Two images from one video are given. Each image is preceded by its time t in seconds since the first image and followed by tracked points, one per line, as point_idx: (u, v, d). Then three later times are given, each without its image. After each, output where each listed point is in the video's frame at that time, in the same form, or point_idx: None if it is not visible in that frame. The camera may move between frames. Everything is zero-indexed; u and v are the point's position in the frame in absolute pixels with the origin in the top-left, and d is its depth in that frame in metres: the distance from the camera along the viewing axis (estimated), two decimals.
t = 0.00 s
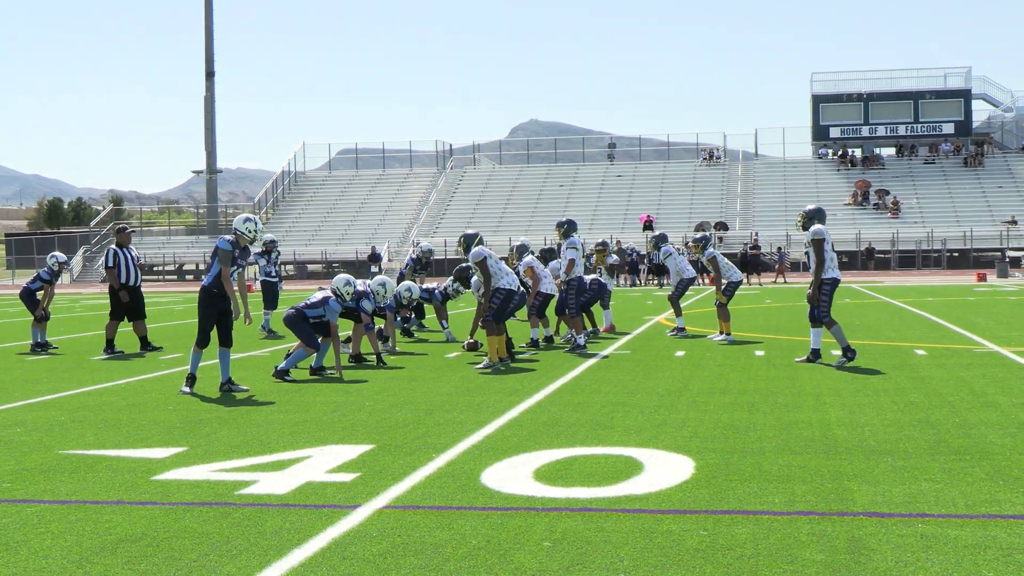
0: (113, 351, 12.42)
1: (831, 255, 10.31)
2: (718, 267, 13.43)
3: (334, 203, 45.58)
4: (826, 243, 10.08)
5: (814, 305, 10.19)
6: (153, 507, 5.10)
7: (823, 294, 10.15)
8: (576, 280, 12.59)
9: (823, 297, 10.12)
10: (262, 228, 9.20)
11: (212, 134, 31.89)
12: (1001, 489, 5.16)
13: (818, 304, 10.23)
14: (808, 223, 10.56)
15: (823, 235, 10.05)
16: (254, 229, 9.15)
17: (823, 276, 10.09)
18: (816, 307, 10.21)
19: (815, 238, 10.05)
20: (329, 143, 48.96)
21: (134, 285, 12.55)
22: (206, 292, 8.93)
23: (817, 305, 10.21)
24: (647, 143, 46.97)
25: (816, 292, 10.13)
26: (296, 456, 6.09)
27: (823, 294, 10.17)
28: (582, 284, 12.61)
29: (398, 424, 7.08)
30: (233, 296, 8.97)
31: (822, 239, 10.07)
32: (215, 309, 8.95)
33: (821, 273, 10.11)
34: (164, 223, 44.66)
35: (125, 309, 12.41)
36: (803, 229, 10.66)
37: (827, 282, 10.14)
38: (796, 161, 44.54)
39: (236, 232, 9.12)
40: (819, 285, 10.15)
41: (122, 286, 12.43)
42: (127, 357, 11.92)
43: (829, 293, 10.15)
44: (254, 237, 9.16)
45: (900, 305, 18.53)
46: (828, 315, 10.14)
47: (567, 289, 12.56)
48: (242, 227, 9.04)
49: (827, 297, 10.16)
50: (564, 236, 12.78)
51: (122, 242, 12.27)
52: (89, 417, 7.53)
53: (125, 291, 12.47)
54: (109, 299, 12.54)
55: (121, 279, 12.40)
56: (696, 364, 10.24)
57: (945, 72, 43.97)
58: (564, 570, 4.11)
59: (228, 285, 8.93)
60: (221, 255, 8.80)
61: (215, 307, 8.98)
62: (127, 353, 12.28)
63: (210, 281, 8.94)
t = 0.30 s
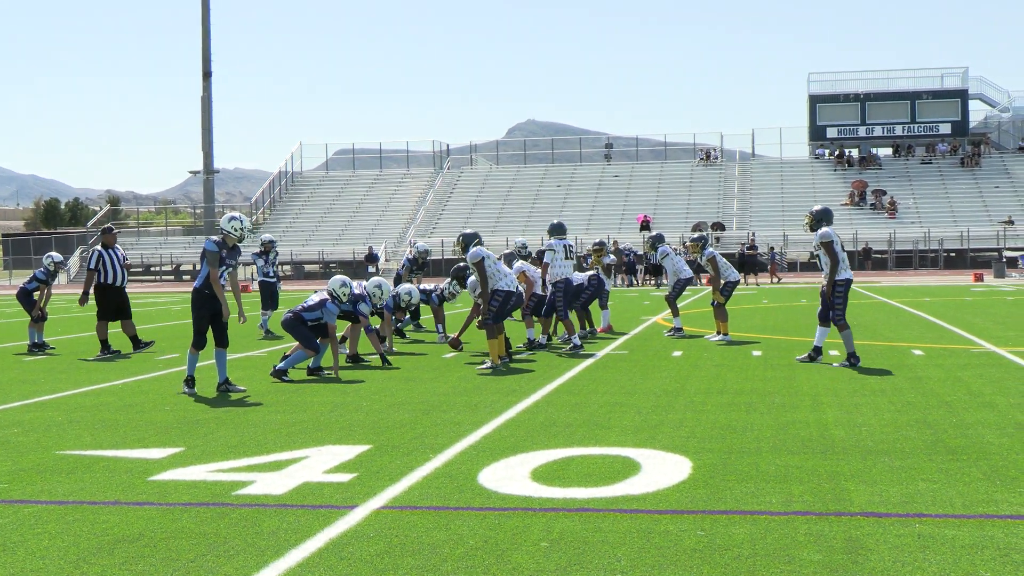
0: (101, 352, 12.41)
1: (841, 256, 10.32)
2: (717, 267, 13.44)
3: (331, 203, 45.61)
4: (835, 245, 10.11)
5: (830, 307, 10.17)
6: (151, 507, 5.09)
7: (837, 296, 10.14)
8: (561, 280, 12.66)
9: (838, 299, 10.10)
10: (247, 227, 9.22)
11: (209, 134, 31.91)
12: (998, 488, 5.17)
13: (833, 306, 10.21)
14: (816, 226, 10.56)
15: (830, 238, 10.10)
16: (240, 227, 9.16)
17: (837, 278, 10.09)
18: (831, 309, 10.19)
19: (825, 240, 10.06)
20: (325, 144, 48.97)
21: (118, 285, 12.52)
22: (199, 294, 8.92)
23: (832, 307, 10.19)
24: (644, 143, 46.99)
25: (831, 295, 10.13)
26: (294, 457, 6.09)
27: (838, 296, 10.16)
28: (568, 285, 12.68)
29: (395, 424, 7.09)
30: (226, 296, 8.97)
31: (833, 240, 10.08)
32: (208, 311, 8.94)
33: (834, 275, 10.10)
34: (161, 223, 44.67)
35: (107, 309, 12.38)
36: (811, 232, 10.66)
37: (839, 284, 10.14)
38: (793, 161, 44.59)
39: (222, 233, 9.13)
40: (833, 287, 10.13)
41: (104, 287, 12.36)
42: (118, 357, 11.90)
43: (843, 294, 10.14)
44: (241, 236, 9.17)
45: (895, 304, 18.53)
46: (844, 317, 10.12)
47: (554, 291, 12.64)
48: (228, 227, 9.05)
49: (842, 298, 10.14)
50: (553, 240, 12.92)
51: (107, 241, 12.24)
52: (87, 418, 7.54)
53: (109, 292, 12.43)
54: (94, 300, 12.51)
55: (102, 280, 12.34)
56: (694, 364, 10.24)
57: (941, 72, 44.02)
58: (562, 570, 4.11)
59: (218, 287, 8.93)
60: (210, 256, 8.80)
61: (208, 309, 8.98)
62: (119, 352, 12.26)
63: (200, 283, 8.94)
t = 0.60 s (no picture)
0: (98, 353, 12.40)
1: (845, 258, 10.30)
2: (721, 269, 13.47)
3: (331, 203, 45.63)
4: (842, 246, 10.10)
5: (832, 307, 10.19)
6: (150, 508, 5.09)
7: (840, 296, 10.16)
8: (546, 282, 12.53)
9: (840, 300, 10.12)
10: (228, 222, 9.18)
11: (209, 135, 31.94)
12: (999, 488, 5.16)
13: (835, 306, 10.23)
14: (822, 225, 10.55)
15: (837, 238, 10.07)
16: (221, 223, 9.11)
17: (841, 278, 10.11)
18: (833, 309, 10.21)
19: (832, 240, 10.04)
20: (325, 144, 48.98)
21: (114, 285, 12.53)
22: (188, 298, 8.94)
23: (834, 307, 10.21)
24: (644, 143, 47.01)
25: (833, 295, 10.15)
26: (294, 457, 6.10)
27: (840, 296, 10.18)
28: (553, 286, 12.54)
29: (395, 424, 7.09)
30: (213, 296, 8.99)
31: (839, 241, 10.06)
32: (199, 313, 8.95)
33: (840, 275, 10.11)
34: (160, 224, 44.69)
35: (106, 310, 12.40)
36: (816, 231, 10.65)
37: (843, 285, 10.16)
38: (792, 162, 44.61)
39: (203, 232, 9.12)
40: (837, 287, 10.14)
41: (102, 287, 12.36)
42: (117, 357, 11.95)
43: (845, 295, 10.15)
44: (223, 232, 9.12)
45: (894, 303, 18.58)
46: (844, 317, 10.14)
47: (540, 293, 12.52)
48: (207, 226, 9.02)
49: (844, 299, 10.16)
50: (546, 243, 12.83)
51: (101, 243, 12.24)
52: (87, 418, 7.55)
53: (106, 292, 12.42)
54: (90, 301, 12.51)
55: (99, 281, 12.34)
56: (693, 364, 10.27)
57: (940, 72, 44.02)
58: (562, 570, 4.11)
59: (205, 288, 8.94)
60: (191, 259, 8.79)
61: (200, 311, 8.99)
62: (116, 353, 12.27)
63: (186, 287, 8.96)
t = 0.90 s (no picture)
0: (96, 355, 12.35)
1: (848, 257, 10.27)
2: (724, 271, 13.45)
3: (331, 203, 45.65)
4: (845, 244, 10.08)
5: (834, 305, 10.20)
6: (151, 508, 5.09)
7: (842, 294, 10.17)
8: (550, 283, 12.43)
9: (842, 298, 10.13)
10: (217, 220, 9.12)
11: (209, 136, 31.94)
12: (999, 488, 5.16)
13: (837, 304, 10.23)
14: (824, 224, 10.53)
15: (841, 237, 10.06)
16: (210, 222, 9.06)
17: (845, 276, 10.11)
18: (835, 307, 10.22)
19: (835, 239, 10.03)
20: (325, 145, 48.99)
21: (111, 285, 12.55)
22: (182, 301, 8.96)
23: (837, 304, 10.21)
24: (644, 143, 47.03)
25: (837, 292, 10.15)
26: (294, 457, 6.10)
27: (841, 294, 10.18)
28: (560, 286, 12.49)
29: (395, 425, 7.09)
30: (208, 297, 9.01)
31: (842, 239, 10.06)
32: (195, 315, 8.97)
33: (843, 274, 10.11)
34: (160, 225, 44.71)
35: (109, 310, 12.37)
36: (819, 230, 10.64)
37: (847, 283, 10.16)
38: (792, 161, 44.63)
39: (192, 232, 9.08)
40: (839, 285, 10.15)
41: (104, 288, 12.41)
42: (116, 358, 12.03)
43: (848, 293, 10.15)
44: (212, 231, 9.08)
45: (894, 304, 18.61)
46: (845, 314, 10.15)
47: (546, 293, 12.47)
48: (196, 227, 8.98)
49: (847, 297, 10.18)
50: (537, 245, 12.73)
51: (97, 244, 12.26)
52: (88, 419, 7.56)
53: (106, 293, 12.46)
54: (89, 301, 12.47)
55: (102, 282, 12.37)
56: (694, 364, 10.28)
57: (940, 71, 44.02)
58: (563, 571, 4.11)
59: (198, 289, 8.95)
60: (182, 262, 8.80)
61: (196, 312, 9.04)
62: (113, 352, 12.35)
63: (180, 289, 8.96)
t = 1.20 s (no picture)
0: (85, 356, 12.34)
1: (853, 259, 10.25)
2: (724, 271, 13.43)
3: (331, 204, 45.66)
4: (849, 244, 10.07)
5: (839, 306, 10.19)
6: (151, 509, 5.09)
7: (848, 295, 10.15)
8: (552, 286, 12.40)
9: (847, 299, 10.12)
10: (225, 221, 9.14)
11: (210, 136, 31.95)
12: (999, 489, 5.16)
13: (842, 305, 10.21)
14: (830, 224, 10.54)
15: (846, 237, 10.06)
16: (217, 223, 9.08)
17: (849, 277, 10.10)
18: (839, 307, 10.21)
19: (839, 240, 10.04)
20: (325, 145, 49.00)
21: (104, 286, 12.52)
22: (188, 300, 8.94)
23: (842, 305, 10.18)
24: (644, 143, 47.03)
25: (841, 294, 10.14)
26: (295, 457, 6.10)
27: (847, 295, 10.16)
28: (562, 288, 12.48)
29: (396, 425, 7.09)
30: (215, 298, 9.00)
31: (846, 241, 10.06)
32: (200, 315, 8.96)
33: (848, 275, 10.09)
34: (161, 225, 44.71)
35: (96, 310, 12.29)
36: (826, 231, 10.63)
37: (852, 284, 10.14)
38: (792, 161, 44.63)
39: (200, 233, 9.08)
40: (844, 286, 10.13)
41: (96, 288, 12.38)
42: (113, 357, 12.13)
43: (853, 294, 10.13)
44: (220, 232, 9.09)
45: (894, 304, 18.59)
46: (850, 316, 10.14)
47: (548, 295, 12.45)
48: (204, 227, 8.99)
49: (852, 298, 10.15)
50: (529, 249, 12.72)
51: (93, 244, 12.26)
52: (89, 419, 7.57)
53: (99, 293, 12.44)
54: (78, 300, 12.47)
55: (95, 282, 12.35)
56: (694, 364, 10.28)
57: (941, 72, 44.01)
58: (563, 571, 4.11)
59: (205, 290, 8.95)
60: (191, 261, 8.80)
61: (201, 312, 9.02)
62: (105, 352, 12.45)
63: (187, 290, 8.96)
